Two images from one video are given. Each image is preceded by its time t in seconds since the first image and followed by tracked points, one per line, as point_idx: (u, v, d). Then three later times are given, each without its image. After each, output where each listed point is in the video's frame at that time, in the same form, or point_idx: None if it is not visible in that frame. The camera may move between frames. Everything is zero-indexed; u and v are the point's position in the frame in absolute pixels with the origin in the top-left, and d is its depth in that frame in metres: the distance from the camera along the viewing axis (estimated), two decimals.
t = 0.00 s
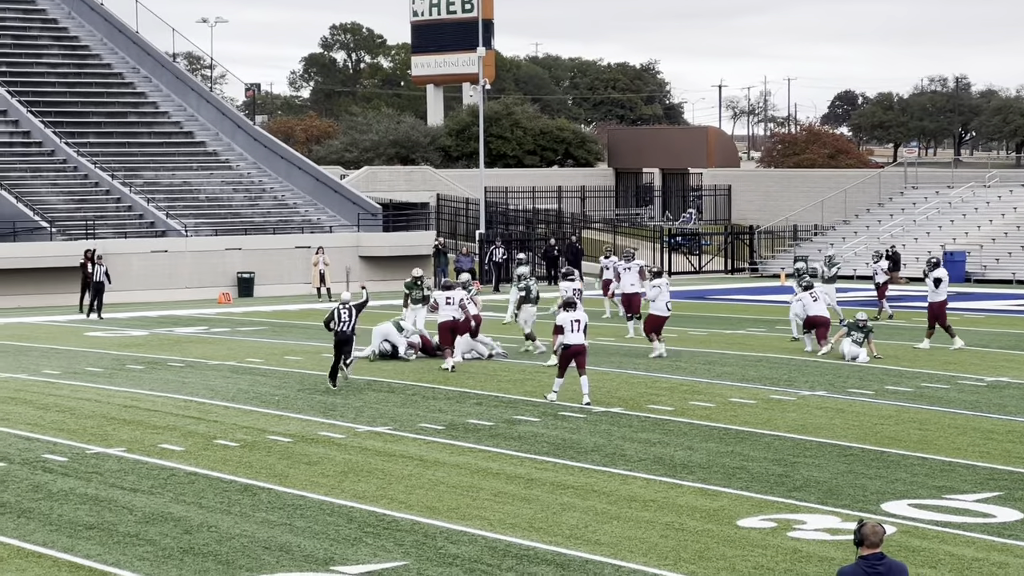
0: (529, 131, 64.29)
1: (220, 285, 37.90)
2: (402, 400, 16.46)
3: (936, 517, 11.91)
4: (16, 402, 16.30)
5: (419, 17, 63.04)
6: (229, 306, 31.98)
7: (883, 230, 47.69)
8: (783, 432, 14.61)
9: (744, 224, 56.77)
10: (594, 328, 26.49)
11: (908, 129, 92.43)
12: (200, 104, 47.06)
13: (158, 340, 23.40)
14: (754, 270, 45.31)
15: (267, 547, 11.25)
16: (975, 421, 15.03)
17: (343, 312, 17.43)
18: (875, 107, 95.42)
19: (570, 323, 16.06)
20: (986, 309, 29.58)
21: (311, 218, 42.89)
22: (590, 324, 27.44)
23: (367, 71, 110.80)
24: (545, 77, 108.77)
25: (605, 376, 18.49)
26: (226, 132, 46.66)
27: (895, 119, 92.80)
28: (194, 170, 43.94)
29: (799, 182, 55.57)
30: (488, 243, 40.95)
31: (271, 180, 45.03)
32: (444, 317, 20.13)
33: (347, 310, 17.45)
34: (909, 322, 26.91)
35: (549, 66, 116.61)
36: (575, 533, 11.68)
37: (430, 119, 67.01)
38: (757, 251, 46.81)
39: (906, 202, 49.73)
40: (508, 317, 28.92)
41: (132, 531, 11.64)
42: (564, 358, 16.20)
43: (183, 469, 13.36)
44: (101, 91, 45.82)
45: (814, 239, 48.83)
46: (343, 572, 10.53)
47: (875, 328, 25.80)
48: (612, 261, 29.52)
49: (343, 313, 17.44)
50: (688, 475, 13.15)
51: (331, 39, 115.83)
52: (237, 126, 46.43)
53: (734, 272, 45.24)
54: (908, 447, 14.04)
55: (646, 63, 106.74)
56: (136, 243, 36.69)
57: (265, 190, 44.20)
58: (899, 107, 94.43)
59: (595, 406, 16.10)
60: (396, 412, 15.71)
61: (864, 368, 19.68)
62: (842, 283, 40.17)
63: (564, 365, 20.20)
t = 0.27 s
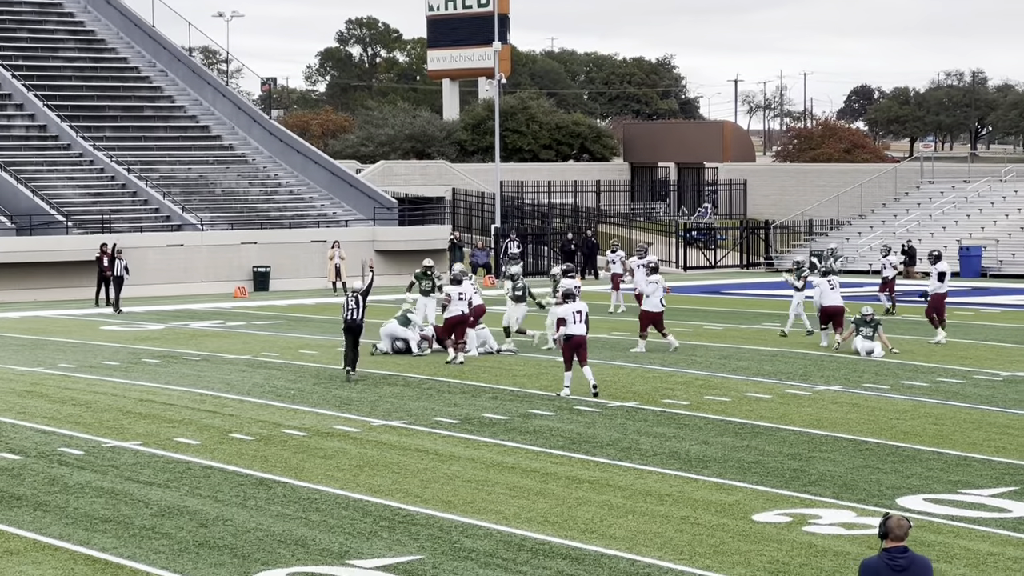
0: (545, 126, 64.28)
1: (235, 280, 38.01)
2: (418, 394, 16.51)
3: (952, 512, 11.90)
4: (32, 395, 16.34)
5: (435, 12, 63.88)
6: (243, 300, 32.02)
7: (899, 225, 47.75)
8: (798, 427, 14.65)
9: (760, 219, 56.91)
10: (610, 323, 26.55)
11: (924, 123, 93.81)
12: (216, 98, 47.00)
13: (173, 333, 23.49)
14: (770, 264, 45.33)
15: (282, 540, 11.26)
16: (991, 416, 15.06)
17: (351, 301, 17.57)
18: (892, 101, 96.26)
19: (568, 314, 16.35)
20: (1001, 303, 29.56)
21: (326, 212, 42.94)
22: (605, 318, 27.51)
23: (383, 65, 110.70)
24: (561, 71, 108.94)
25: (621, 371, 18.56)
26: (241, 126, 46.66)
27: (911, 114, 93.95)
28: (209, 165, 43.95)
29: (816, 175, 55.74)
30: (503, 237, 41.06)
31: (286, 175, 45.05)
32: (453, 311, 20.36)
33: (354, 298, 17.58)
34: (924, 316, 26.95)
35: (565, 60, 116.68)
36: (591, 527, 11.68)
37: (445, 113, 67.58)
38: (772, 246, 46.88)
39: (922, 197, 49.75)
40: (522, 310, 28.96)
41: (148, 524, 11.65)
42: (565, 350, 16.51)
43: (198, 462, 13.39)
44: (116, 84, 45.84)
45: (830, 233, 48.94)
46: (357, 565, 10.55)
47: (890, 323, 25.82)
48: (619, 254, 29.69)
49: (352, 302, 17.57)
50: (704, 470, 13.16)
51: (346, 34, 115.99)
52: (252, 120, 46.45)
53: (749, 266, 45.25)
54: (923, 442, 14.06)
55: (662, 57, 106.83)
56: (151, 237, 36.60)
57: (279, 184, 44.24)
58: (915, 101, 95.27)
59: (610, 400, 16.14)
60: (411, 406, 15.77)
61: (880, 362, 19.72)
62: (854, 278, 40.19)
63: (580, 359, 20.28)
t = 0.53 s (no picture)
0: (555, 122, 64.33)
1: (246, 275, 38.02)
2: (427, 390, 16.54)
3: (961, 508, 11.89)
4: (42, 389, 16.39)
5: (446, 8, 63.89)
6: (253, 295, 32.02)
7: (909, 221, 47.76)
8: (807, 422, 14.66)
9: (770, 215, 56.95)
10: (620, 318, 26.58)
11: (934, 120, 94.33)
12: (227, 94, 46.99)
13: (183, 328, 23.54)
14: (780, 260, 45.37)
15: (292, 535, 11.27)
16: (1001, 412, 15.06)
17: (363, 298, 18.15)
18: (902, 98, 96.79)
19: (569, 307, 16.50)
20: (1011, 300, 29.55)
21: (337, 209, 42.97)
22: (615, 314, 27.55)
23: (393, 61, 110.73)
24: (571, 67, 108.97)
25: (631, 367, 18.59)
26: (253, 122, 46.63)
27: (921, 111, 94.61)
28: (221, 160, 43.94)
29: (826, 171, 55.76)
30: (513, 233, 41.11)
31: (297, 171, 45.03)
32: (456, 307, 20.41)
33: (366, 296, 18.15)
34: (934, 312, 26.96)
35: (575, 56, 116.71)
36: (600, 523, 11.67)
37: (455, 108, 67.78)
38: (782, 242, 46.91)
39: (932, 193, 49.75)
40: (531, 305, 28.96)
41: (157, 520, 11.66)
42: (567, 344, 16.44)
43: (208, 458, 13.41)
44: (127, 80, 45.87)
45: (840, 229, 48.96)
46: (367, 561, 10.56)
47: (900, 319, 25.83)
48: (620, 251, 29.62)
49: (363, 299, 18.12)
50: (713, 465, 13.17)
51: (356, 29, 116.10)
52: (264, 117, 46.41)
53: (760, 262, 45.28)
54: (932, 438, 14.07)
55: (672, 53, 106.84)
56: (161, 233, 36.62)
57: (290, 180, 44.25)
58: (925, 97, 95.74)
59: (620, 396, 16.16)
60: (420, 401, 15.81)
61: (890, 358, 19.74)
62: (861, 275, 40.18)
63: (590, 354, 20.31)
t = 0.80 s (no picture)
0: (561, 119, 64.23)
1: (251, 272, 38.04)
2: (432, 386, 16.56)
3: (965, 505, 11.90)
4: (47, 385, 16.41)
5: (450, 6, 63.92)
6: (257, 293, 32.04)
7: (913, 219, 47.81)
8: (812, 420, 14.67)
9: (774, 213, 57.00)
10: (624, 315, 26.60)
11: (938, 117, 94.54)
12: (232, 90, 47.05)
13: (188, 325, 23.58)
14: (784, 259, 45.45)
15: (298, 532, 11.27)
16: (1005, 409, 15.07)
17: (371, 293, 18.67)
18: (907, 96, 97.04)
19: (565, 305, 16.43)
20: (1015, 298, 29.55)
21: (341, 206, 43.00)
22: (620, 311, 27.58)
23: (398, 58, 110.78)
24: (576, 64, 109.06)
25: (636, 364, 18.61)
26: (258, 118, 46.66)
27: (926, 108, 94.82)
28: (225, 157, 43.99)
29: (830, 168, 55.80)
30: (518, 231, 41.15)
31: (302, 167, 45.07)
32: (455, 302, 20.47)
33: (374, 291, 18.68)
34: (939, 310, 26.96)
35: (580, 53, 116.76)
36: (604, 520, 11.68)
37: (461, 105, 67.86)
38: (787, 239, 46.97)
39: (936, 190, 49.79)
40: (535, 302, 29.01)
41: (163, 516, 11.67)
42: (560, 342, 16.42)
43: (213, 454, 13.43)
44: (133, 77, 45.94)
45: (845, 226, 49.02)
46: (371, 557, 10.57)
47: (905, 317, 25.83)
48: (616, 248, 28.91)
49: (372, 294, 18.69)
50: (717, 462, 13.19)
51: (362, 26, 116.23)
52: (268, 113, 46.43)
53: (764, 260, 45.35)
54: (937, 436, 14.09)
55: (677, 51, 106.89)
56: (165, 231, 36.64)
57: (295, 177, 44.28)
58: (930, 95, 95.93)
59: (624, 393, 16.17)
60: (425, 398, 15.83)
61: (894, 356, 19.75)
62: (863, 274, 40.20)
63: (595, 351, 20.34)
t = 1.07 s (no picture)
0: (561, 119, 64.28)
1: (252, 271, 38.01)
2: (433, 387, 16.52)
3: (967, 506, 11.86)
4: (47, 386, 16.38)
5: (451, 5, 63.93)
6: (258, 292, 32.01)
7: (915, 219, 47.79)
8: (813, 421, 14.64)
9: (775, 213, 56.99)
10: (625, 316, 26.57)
11: (940, 117, 94.57)
12: (232, 90, 47.01)
13: (189, 325, 23.55)
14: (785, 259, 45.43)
15: (297, 532, 11.24)
16: (1007, 411, 15.04)
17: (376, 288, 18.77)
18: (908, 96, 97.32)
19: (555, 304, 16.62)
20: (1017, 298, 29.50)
21: (341, 206, 42.97)
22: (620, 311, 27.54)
23: (399, 58, 110.76)
24: (577, 64, 109.04)
25: (636, 364, 18.58)
26: (257, 118, 46.63)
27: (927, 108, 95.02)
28: (225, 157, 43.97)
29: (831, 168, 55.77)
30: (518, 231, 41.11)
31: (301, 167, 45.05)
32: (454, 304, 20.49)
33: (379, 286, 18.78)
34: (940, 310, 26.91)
35: (581, 53, 116.76)
36: (605, 521, 11.64)
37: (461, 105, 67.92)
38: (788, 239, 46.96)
39: (938, 191, 49.78)
40: (535, 302, 28.97)
41: (162, 517, 11.63)
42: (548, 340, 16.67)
43: (213, 454, 13.40)
44: (133, 77, 45.90)
45: (846, 226, 49.00)
46: (370, 558, 10.53)
47: (906, 318, 25.79)
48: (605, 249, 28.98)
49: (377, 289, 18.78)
50: (718, 463, 13.15)
51: (362, 25, 116.27)
52: (268, 113, 46.40)
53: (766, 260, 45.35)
54: (938, 437, 14.05)
55: (679, 51, 106.90)
56: (165, 230, 36.60)
57: (295, 177, 44.25)
58: (931, 95, 96.07)
59: (625, 394, 16.14)
60: (426, 399, 15.80)
61: (896, 356, 19.71)
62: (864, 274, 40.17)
63: (596, 351, 20.30)
